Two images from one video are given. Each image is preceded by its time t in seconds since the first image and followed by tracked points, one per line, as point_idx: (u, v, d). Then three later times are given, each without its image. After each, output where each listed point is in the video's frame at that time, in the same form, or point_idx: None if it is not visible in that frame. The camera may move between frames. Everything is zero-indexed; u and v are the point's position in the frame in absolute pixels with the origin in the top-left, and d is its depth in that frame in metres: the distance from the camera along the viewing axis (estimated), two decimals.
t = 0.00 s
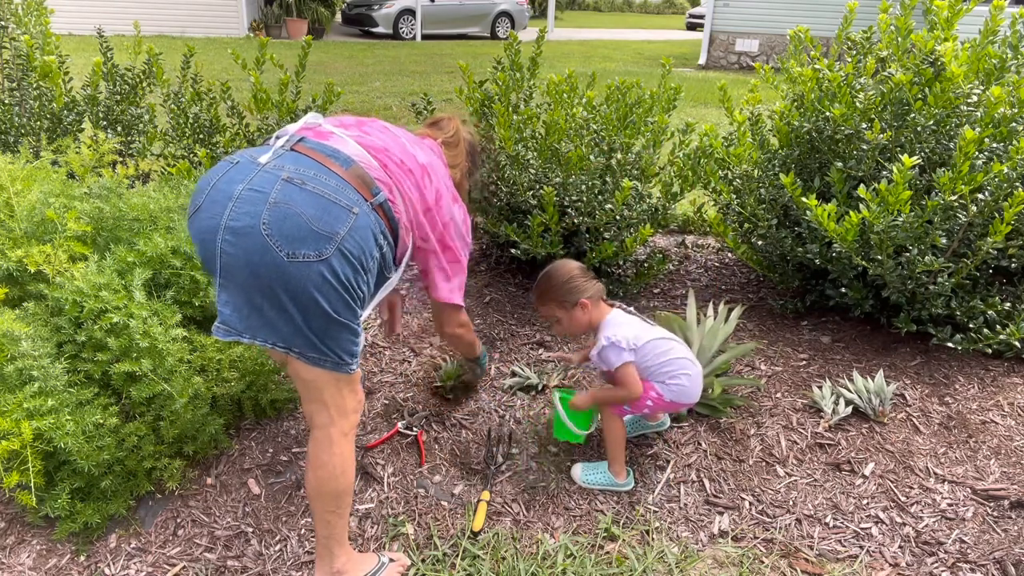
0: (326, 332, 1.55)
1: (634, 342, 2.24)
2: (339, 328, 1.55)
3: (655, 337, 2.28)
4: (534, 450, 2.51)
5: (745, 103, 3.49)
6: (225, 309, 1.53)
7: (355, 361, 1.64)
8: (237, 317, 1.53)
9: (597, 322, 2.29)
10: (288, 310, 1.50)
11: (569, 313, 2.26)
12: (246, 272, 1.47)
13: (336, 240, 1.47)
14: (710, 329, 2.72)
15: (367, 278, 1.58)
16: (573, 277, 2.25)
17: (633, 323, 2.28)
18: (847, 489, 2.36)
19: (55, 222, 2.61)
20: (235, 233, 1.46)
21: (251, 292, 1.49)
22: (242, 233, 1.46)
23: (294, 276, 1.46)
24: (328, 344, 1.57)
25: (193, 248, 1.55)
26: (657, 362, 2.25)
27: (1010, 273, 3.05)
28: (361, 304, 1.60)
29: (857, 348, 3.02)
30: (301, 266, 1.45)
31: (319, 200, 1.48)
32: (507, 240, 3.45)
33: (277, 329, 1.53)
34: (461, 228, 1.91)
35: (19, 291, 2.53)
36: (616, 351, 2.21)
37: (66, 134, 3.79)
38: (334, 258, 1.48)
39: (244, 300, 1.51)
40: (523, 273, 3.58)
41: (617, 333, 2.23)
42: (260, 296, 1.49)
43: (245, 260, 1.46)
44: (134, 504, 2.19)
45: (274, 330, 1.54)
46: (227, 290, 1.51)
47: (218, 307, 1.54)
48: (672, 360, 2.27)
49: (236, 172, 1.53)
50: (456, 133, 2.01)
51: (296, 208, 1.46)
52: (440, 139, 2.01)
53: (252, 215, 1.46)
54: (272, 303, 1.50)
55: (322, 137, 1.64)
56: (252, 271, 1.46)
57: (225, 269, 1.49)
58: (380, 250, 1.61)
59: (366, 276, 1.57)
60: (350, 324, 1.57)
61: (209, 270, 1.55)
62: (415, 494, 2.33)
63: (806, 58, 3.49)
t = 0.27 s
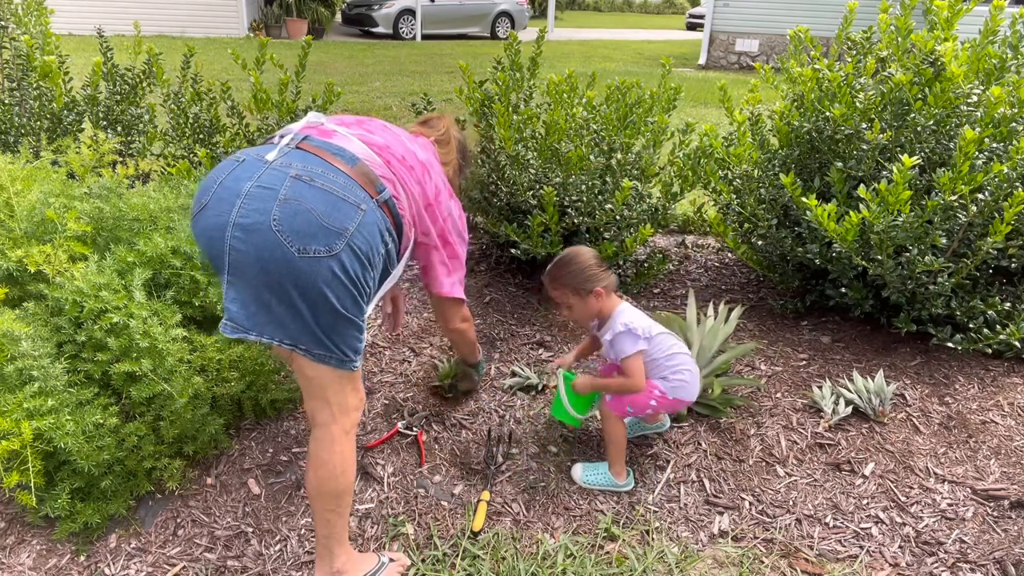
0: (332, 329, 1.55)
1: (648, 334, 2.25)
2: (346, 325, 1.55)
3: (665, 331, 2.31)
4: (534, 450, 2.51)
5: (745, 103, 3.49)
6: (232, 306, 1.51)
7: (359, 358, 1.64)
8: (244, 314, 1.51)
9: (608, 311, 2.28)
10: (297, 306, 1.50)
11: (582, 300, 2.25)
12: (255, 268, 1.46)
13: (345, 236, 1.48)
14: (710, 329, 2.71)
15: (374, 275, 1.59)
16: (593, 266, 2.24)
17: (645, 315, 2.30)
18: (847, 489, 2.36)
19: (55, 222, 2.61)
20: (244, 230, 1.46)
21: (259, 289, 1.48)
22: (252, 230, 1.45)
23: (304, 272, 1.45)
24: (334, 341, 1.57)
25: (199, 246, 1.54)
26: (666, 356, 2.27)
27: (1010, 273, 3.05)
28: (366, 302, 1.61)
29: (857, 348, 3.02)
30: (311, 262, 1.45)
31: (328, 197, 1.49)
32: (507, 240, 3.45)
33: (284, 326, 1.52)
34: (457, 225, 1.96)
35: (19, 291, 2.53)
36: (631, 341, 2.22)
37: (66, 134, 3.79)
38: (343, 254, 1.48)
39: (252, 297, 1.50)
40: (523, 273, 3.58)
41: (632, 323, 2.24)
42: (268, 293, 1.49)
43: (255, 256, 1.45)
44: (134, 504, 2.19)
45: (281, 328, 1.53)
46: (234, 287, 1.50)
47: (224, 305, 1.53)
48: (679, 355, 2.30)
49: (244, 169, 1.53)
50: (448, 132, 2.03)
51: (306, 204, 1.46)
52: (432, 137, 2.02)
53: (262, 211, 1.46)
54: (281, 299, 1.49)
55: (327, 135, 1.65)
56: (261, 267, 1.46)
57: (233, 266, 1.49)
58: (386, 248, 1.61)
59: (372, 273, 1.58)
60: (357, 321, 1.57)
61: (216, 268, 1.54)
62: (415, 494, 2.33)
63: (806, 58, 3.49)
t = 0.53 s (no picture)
0: (335, 326, 1.55)
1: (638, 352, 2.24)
2: (348, 323, 1.56)
3: (658, 347, 2.28)
4: (534, 450, 2.51)
5: (745, 103, 3.49)
6: (235, 304, 1.51)
7: (360, 357, 1.64)
8: (247, 312, 1.51)
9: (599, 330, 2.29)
10: (300, 304, 1.50)
11: (573, 321, 2.26)
12: (259, 266, 1.46)
13: (349, 235, 1.48)
14: (710, 329, 2.71)
15: (376, 273, 1.59)
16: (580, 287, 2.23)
17: (635, 334, 2.27)
18: (847, 489, 2.36)
19: (55, 222, 2.61)
20: (248, 228, 1.46)
21: (263, 286, 1.48)
22: (255, 227, 1.46)
23: (307, 270, 1.45)
24: (336, 339, 1.57)
25: (202, 244, 1.54)
26: (660, 369, 2.26)
27: (1010, 273, 3.05)
28: (368, 300, 1.61)
29: (857, 348, 3.02)
30: (315, 260, 1.45)
31: (331, 195, 1.49)
32: (507, 240, 3.46)
33: (287, 324, 1.52)
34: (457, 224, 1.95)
35: (19, 291, 2.53)
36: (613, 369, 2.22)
37: (66, 134, 3.79)
38: (347, 252, 1.48)
39: (255, 295, 1.50)
40: (523, 273, 3.58)
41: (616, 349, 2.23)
42: (272, 291, 1.49)
43: (259, 254, 1.46)
44: (134, 504, 2.19)
45: (284, 325, 1.53)
46: (237, 284, 1.50)
47: (227, 303, 1.53)
48: (675, 368, 2.27)
49: (247, 168, 1.53)
50: (445, 130, 2.02)
51: (310, 203, 1.46)
52: (430, 137, 2.02)
53: (266, 209, 1.46)
54: (284, 296, 1.49)
55: (329, 134, 1.65)
56: (265, 265, 1.46)
57: (237, 264, 1.49)
58: (388, 246, 1.62)
59: (374, 271, 1.58)
60: (359, 319, 1.57)
61: (219, 266, 1.54)
62: (415, 494, 2.33)
63: (806, 58, 3.49)
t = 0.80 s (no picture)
0: (338, 327, 1.55)
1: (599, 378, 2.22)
2: (351, 323, 1.55)
3: (635, 365, 2.24)
4: (534, 450, 2.51)
5: (745, 103, 3.49)
6: (237, 307, 1.51)
7: (362, 357, 1.64)
8: (250, 314, 1.51)
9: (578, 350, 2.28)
10: (303, 305, 1.50)
11: (549, 340, 2.24)
12: (262, 268, 1.46)
13: (351, 234, 1.48)
14: (710, 328, 2.67)
15: (378, 273, 1.59)
16: (555, 308, 2.20)
17: (610, 352, 2.24)
18: (847, 489, 2.36)
19: (55, 222, 2.61)
20: (250, 230, 1.46)
21: (266, 288, 1.48)
22: (257, 229, 1.45)
23: (310, 270, 1.45)
24: (339, 340, 1.57)
25: (204, 247, 1.54)
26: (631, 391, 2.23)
27: (1010, 273, 3.05)
28: (371, 300, 1.61)
29: (857, 348, 3.01)
30: (317, 260, 1.45)
31: (333, 195, 1.49)
32: (507, 240, 3.45)
33: (290, 325, 1.52)
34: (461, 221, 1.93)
35: (19, 291, 2.53)
36: (579, 386, 2.21)
37: (66, 134, 3.79)
38: (349, 252, 1.48)
39: (258, 297, 1.50)
40: (523, 274, 3.58)
41: (585, 366, 2.21)
42: (274, 292, 1.49)
43: (261, 256, 1.46)
44: (134, 504, 2.19)
45: (287, 327, 1.53)
46: (240, 287, 1.50)
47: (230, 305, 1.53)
48: (652, 385, 2.22)
49: (247, 169, 1.53)
50: (445, 128, 2.02)
51: (311, 203, 1.46)
52: (429, 134, 2.01)
53: (268, 211, 1.46)
54: (287, 297, 1.49)
55: (329, 134, 1.65)
56: (268, 266, 1.46)
57: (239, 266, 1.49)
58: (390, 245, 1.61)
59: (377, 271, 1.58)
60: (361, 320, 1.57)
61: (222, 269, 1.54)
62: (415, 494, 2.33)
63: (806, 58, 3.49)
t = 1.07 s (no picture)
0: (334, 329, 1.55)
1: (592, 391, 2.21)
2: (348, 325, 1.55)
3: (629, 378, 2.23)
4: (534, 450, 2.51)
5: (745, 103, 3.49)
6: (234, 308, 1.51)
7: (360, 359, 1.64)
8: (246, 315, 1.51)
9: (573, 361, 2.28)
10: (299, 306, 1.50)
11: (545, 351, 2.24)
12: (258, 269, 1.46)
13: (348, 236, 1.48)
14: (711, 328, 2.66)
15: (376, 275, 1.59)
16: (552, 320, 2.20)
17: (605, 366, 2.23)
18: (848, 489, 2.36)
19: (55, 222, 2.61)
20: (247, 230, 1.46)
21: (262, 289, 1.49)
22: (254, 230, 1.46)
23: (307, 272, 1.45)
24: (336, 341, 1.57)
25: (202, 246, 1.54)
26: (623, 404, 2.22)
27: (1010, 273, 3.05)
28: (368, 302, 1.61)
29: (857, 348, 3.01)
30: (313, 262, 1.45)
31: (330, 196, 1.49)
32: (507, 240, 3.45)
33: (286, 326, 1.53)
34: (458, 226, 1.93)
35: (19, 291, 2.54)
36: (571, 398, 2.20)
37: (66, 134, 3.79)
38: (346, 254, 1.48)
39: (255, 298, 1.50)
40: (523, 274, 3.58)
41: (578, 378, 2.20)
42: (271, 293, 1.49)
43: (258, 257, 1.46)
44: (134, 504, 2.19)
45: (283, 328, 1.53)
46: (236, 288, 1.50)
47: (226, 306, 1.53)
48: (643, 403, 2.21)
49: (245, 170, 1.53)
50: (449, 132, 2.02)
51: (308, 204, 1.46)
52: (433, 137, 2.01)
53: (265, 212, 1.46)
54: (284, 299, 1.49)
55: (329, 135, 1.65)
56: (264, 267, 1.46)
57: (236, 267, 1.49)
58: (388, 247, 1.61)
59: (374, 273, 1.58)
60: (358, 322, 1.57)
61: (219, 269, 1.54)
62: (415, 494, 2.33)
63: (806, 58, 3.49)
